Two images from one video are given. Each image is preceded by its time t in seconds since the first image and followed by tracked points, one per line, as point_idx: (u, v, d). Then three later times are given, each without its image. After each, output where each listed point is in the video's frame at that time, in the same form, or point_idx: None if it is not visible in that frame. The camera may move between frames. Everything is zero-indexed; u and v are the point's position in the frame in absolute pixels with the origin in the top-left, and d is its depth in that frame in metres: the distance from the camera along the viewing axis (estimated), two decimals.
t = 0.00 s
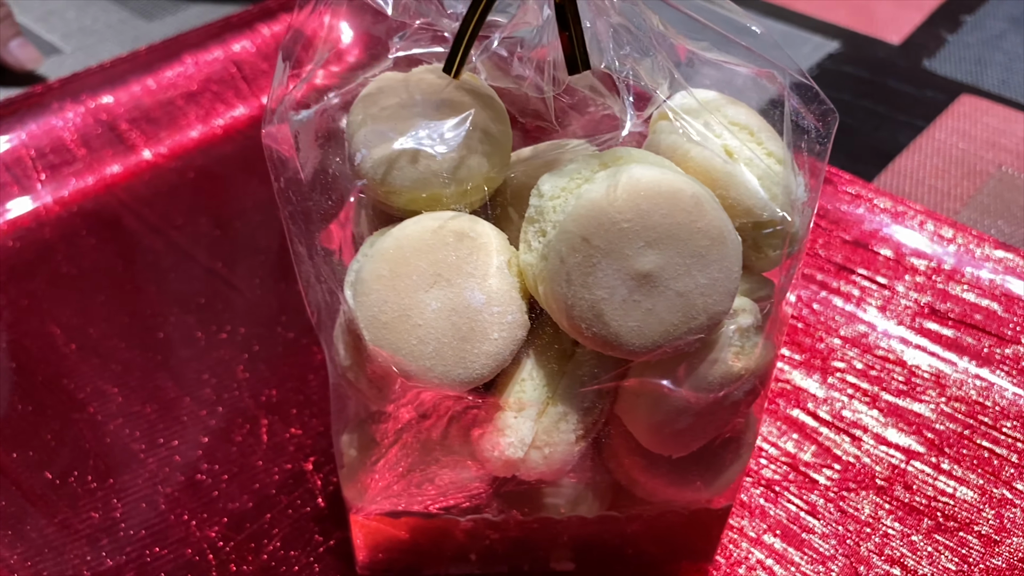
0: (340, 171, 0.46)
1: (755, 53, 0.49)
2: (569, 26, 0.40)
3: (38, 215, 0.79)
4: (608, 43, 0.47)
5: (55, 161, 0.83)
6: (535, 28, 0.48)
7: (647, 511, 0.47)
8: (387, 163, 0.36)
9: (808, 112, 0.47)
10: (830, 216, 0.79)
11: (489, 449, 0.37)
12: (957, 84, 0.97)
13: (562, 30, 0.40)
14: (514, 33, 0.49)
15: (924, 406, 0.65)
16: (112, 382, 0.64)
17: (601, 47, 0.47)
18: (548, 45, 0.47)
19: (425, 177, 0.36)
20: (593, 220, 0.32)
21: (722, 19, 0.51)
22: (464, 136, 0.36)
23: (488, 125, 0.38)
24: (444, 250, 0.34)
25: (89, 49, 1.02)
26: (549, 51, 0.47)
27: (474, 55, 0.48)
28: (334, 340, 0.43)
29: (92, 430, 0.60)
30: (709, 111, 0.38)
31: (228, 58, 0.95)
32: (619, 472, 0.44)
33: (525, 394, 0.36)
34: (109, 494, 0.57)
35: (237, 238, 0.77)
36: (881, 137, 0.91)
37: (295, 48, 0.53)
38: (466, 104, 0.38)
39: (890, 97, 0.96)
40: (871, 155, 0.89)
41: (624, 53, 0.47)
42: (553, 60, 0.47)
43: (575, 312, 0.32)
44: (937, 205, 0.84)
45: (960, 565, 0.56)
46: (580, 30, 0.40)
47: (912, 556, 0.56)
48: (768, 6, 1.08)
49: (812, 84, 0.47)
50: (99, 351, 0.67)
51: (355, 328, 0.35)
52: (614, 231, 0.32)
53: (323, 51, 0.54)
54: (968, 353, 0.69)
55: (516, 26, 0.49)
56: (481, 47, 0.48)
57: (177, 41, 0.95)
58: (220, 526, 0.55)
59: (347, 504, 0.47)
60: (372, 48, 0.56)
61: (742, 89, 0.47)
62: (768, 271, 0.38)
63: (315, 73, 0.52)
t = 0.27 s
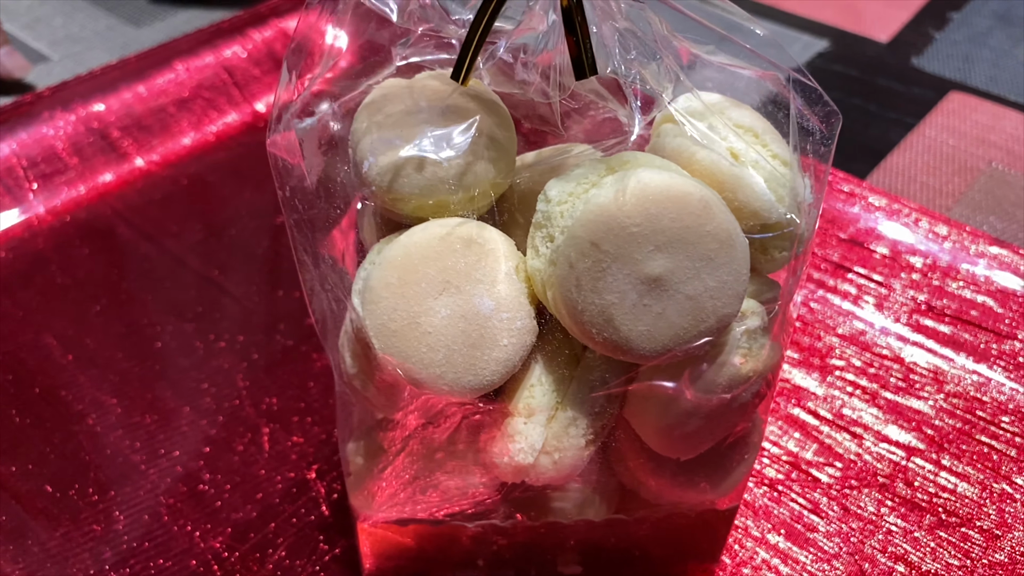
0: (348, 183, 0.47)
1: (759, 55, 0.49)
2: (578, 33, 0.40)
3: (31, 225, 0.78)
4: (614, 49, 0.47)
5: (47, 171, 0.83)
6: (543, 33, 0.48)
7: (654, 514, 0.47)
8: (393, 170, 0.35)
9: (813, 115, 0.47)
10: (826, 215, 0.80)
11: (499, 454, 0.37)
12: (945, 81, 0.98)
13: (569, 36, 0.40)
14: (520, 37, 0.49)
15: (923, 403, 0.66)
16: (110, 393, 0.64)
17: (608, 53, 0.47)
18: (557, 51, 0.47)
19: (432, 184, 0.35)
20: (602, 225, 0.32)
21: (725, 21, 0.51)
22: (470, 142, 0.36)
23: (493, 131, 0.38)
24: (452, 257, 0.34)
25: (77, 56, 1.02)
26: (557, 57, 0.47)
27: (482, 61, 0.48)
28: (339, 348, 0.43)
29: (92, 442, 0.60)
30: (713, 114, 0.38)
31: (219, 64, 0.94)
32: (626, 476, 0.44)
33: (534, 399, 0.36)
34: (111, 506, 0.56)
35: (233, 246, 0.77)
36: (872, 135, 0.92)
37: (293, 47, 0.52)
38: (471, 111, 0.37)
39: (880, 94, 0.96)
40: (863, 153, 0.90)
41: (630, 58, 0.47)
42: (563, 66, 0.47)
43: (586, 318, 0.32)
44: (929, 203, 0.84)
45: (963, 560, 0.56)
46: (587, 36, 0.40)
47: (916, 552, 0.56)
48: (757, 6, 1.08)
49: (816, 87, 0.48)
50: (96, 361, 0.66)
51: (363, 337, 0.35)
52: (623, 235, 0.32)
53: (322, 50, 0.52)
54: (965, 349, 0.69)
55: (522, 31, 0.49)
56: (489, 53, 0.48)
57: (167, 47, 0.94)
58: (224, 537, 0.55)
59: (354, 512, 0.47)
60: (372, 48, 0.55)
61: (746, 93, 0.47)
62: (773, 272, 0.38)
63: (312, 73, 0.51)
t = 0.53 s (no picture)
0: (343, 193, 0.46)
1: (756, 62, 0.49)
2: (577, 42, 0.40)
3: (20, 237, 0.77)
4: (613, 57, 0.47)
5: (35, 182, 0.82)
6: (541, 40, 0.48)
7: (656, 519, 0.48)
8: (393, 181, 0.35)
9: (812, 119, 0.47)
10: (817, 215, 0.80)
11: (503, 463, 0.36)
12: (931, 79, 0.99)
13: (568, 45, 0.40)
14: (519, 45, 0.49)
15: (917, 400, 0.66)
16: (105, 406, 0.63)
17: (607, 61, 0.47)
18: (555, 59, 0.47)
19: (432, 194, 0.36)
20: (605, 232, 0.32)
21: (720, 27, 0.52)
22: (469, 151, 0.36)
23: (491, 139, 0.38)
24: (454, 267, 0.34)
25: (62, 65, 1.01)
26: (556, 65, 0.47)
27: (483, 71, 0.48)
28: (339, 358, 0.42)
29: (88, 456, 0.60)
30: (710, 120, 0.39)
31: (207, 72, 0.94)
32: (629, 481, 0.44)
33: (537, 407, 0.36)
34: (109, 521, 0.56)
35: (226, 254, 0.76)
36: (860, 134, 0.92)
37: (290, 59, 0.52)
38: (470, 120, 0.37)
39: (867, 93, 0.97)
40: (851, 152, 0.90)
41: (630, 65, 0.47)
42: (562, 73, 0.47)
43: (589, 325, 0.32)
44: (918, 201, 0.85)
45: (960, 557, 0.56)
46: (586, 45, 0.40)
47: (914, 550, 0.57)
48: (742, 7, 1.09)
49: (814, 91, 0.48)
50: (90, 374, 0.66)
51: (366, 347, 0.35)
52: (626, 243, 0.32)
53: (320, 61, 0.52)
54: (958, 347, 0.70)
55: (520, 38, 0.49)
56: (488, 62, 0.48)
57: (154, 55, 0.94)
58: (225, 549, 0.54)
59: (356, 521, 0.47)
60: (367, 59, 0.53)
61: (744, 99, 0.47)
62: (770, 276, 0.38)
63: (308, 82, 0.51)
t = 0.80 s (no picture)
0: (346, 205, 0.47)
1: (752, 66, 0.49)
2: (576, 50, 0.40)
3: (8, 249, 0.77)
4: (611, 64, 0.47)
5: (23, 193, 0.81)
6: (538, 47, 0.48)
7: (658, 522, 0.48)
8: (392, 191, 0.35)
9: (809, 122, 0.48)
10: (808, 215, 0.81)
11: (507, 471, 0.36)
12: (915, 77, 1.00)
13: (567, 53, 0.40)
14: (517, 54, 0.49)
15: (911, 397, 0.67)
16: (100, 419, 0.63)
17: (605, 67, 0.47)
18: (552, 65, 0.47)
19: (432, 203, 0.35)
20: (606, 239, 0.32)
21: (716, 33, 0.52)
22: (469, 159, 0.36)
23: (490, 148, 0.38)
24: (455, 276, 0.34)
25: (47, 74, 1.00)
26: (553, 71, 0.47)
27: (482, 80, 0.48)
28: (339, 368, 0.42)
29: (84, 470, 0.59)
30: (707, 124, 0.39)
31: (194, 79, 0.93)
32: (631, 487, 0.44)
33: (540, 415, 0.36)
34: (106, 535, 0.55)
35: (218, 263, 0.76)
36: (848, 133, 0.93)
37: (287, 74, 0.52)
38: (468, 128, 0.37)
39: (853, 92, 0.98)
40: (840, 151, 0.91)
41: (628, 71, 0.47)
42: (560, 79, 0.47)
43: (592, 332, 0.32)
44: (907, 198, 0.86)
45: (959, 552, 0.56)
46: (585, 52, 0.40)
47: (913, 546, 0.57)
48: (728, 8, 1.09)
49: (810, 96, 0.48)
50: (84, 387, 0.65)
51: (369, 358, 0.35)
52: (628, 249, 0.32)
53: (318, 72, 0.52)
54: (950, 343, 0.71)
55: (518, 47, 0.49)
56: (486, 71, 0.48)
57: (141, 64, 0.93)
58: (224, 561, 0.54)
59: (358, 530, 0.47)
60: (365, 69, 0.53)
61: (742, 103, 0.48)
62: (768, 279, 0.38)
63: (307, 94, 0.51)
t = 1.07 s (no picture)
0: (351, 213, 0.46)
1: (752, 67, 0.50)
2: (579, 54, 0.39)
3: None
4: (614, 67, 0.47)
5: (11, 204, 0.80)
6: (539, 52, 0.48)
7: (663, 522, 0.48)
8: (396, 198, 0.35)
9: (811, 122, 0.48)
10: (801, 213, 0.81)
11: (515, 476, 0.36)
12: (902, 74, 1.01)
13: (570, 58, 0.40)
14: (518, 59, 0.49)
15: (908, 393, 0.67)
16: (96, 431, 0.62)
17: (608, 70, 0.46)
18: (554, 69, 0.47)
19: (436, 210, 0.35)
20: (612, 243, 0.32)
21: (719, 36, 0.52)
22: (471, 165, 0.36)
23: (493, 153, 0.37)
24: (461, 282, 0.34)
25: (32, 82, 0.99)
26: (556, 75, 0.47)
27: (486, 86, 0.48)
28: (342, 376, 0.42)
29: (81, 483, 0.58)
30: (708, 126, 0.39)
31: (183, 86, 0.93)
32: (636, 489, 0.44)
33: (547, 420, 0.36)
34: (106, 549, 0.55)
35: (211, 271, 0.75)
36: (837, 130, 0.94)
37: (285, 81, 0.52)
38: (470, 133, 0.37)
39: (841, 90, 0.98)
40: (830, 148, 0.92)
41: (630, 76, 0.46)
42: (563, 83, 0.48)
43: (599, 336, 0.32)
44: (898, 194, 0.86)
45: (960, 546, 0.57)
46: (589, 57, 0.39)
47: (915, 542, 0.57)
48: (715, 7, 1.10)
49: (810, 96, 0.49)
50: (80, 398, 0.64)
51: (375, 366, 0.34)
52: (634, 253, 0.32)
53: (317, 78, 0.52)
54: (946, 339, 0.71)
55: (518, 52, 0.49)
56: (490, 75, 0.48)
57: (129, 71, 0.92)
58: (227, 572, 0.54)
59: (363, 539, 0.47)
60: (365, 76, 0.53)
61: (743, 105, 0.48)
62: (771, 280, 0.39)
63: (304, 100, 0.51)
